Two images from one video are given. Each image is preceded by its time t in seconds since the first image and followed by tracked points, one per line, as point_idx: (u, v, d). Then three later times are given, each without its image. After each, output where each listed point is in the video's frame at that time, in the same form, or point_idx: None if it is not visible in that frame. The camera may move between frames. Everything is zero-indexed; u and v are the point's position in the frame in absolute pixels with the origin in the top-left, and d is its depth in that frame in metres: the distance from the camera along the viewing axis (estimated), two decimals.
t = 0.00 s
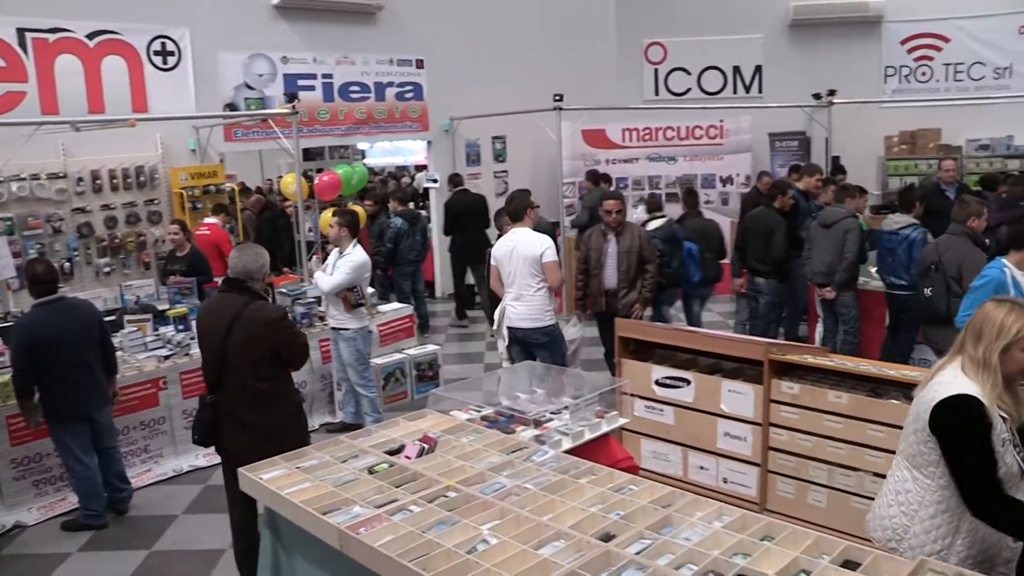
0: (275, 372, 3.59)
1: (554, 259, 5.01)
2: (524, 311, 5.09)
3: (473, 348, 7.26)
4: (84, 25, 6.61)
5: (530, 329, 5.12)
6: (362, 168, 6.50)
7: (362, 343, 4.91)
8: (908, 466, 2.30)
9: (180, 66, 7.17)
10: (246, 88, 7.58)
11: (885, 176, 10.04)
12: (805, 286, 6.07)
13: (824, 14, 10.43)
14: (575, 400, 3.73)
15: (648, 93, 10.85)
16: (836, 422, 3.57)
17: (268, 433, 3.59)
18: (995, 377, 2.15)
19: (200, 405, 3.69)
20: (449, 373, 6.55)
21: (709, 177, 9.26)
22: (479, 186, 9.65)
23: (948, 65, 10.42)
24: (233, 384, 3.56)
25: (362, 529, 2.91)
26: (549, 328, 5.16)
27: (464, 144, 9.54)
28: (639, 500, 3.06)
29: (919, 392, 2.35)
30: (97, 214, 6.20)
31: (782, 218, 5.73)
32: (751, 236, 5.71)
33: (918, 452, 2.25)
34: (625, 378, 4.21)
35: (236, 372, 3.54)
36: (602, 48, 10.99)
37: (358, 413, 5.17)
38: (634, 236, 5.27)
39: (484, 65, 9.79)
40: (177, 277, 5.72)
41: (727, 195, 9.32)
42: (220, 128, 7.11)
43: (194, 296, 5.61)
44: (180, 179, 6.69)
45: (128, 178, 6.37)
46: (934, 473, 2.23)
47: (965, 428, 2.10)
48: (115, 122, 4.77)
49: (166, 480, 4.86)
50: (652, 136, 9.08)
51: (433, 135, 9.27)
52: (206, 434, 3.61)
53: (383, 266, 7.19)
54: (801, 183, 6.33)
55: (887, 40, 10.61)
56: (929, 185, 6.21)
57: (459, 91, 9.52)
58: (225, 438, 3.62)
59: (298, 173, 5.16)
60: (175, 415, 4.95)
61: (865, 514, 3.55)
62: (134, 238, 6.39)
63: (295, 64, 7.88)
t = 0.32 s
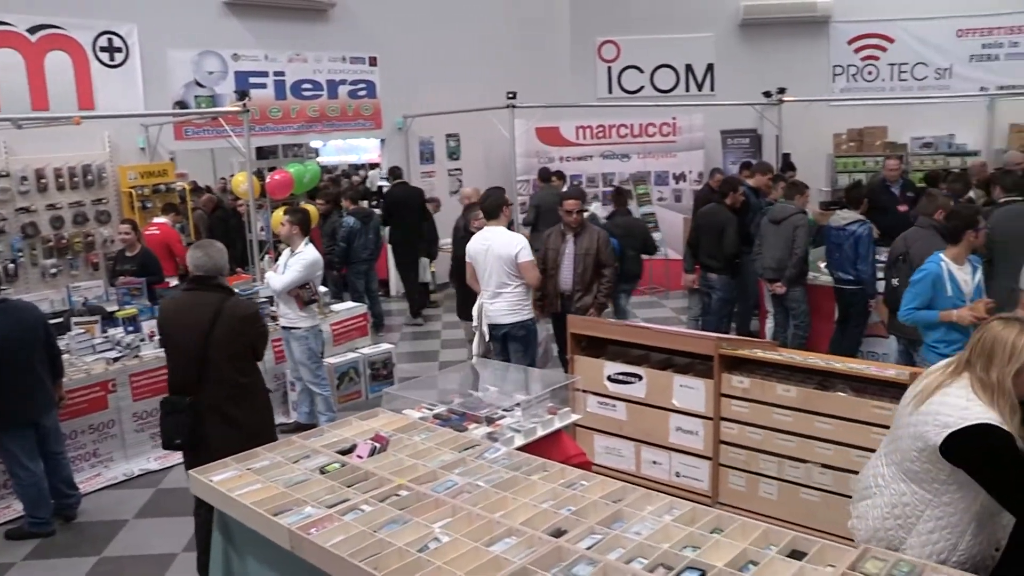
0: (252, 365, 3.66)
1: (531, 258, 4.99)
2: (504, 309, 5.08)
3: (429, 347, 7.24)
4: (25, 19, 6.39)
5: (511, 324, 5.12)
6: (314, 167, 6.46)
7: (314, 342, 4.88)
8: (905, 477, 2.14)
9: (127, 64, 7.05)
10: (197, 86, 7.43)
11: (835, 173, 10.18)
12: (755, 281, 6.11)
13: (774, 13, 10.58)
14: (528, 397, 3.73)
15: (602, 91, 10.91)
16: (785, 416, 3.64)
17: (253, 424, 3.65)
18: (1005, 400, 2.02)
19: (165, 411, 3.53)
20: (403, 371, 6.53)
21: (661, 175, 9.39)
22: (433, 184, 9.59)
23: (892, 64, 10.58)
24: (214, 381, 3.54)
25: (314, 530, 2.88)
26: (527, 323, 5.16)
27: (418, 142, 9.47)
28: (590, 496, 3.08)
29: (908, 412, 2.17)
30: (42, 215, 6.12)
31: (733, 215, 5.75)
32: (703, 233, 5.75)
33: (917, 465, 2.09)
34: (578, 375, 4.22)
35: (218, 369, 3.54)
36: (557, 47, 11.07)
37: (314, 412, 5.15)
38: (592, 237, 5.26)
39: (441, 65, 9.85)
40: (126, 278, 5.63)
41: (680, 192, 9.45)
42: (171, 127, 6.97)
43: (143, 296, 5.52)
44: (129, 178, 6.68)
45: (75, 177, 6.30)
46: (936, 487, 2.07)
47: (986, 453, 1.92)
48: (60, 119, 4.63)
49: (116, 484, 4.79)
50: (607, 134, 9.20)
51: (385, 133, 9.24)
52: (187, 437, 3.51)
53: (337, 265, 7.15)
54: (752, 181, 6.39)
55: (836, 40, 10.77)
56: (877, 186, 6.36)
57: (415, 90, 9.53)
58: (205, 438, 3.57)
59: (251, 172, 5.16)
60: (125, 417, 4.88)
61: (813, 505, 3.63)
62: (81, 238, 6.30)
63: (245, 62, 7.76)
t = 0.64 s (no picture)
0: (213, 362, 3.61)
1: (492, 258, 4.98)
2: (460, 302, 5.07)
3: (383, 346, 7.22)
4: None
5: (465, 318, 5.11)
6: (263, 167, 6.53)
7: (267, 342, 4.85)
8: (878, 484, 2.25)
9: (70, 61, 6.91)
10: (143, 83, 7.29)
11: (782, 170, 10.38)
12: (704, 278, 6.16)
13: (723, 13, 10.83)
14: (477, 395, 3.74)
15: (553, 89, 11.23)
16: (734, 410, 3.69)
17: (216, 423, 3.60)
18: (983, 403, 2.10)
19: (126, 416, 3.40)
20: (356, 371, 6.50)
21: (612, 172, 9.51)
22: (384, 183, 9.72)
23: (838, 64, 10.94)
24: (179, 382, 3.46)
25: (262, 532, 2.85)
26: (478, 319, 5.14)
27: (369, 142, 9.49)
28: (539, 493, 3.09)
29: (882, 414, 2.25)
30: None
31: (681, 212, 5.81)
32: (654, 232, 5.78)
33: (892, 473, 2.19)
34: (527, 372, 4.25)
35: (183, 369, 3.46)
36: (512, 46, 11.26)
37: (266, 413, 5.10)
38: (553, 236, 5.14)
39: (396, 63, 9.84)
40: (73, 279, 5.59)
41: (631, 189, 9.58)
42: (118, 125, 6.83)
43: (88, 298, 5.47)
44: (74, 178, 6.59)
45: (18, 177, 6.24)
46: (910, 494, 2.19)
47: (964, 460, 2.03)
48: None
49: (63, 490, 4.72)
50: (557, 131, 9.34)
51: (338, 133, 9.19)
52: (153, 439, 3.41)
53: (287, 265, 7.09)
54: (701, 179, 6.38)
55: (783, 39, 11.00)
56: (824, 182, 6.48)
57: (366, 89, 9.50)
58: (170, 440, 3.48)
59: (198, 172, 5.12)
60: (71, 422, 4.80)
61: (762, 498, 3.70)
62: (25, 239, 6.23)
63: (194, 60, 7.65)
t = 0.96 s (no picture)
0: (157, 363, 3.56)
1: (447, 257, 5.02)
2: (413, 297, 5.06)
3: (339, 348, 7.20)
4: None
5: (418, 314, 5.09)
6: (212, 169, 6.70)
7: (220, 344, 4.82)
8: (834, 480, 2.30)
9: (14, 60, 6.66)
10: (91, 84, 7.13)
11: (735, 169, 10.54)
12: (657, 277, 6.26)
13: (675, 13, 11.00)
14: (429, 396, 3.75)
15: (506, 89, 11.28)
16: (687, 406, 3.74)
17: (160, 425, 3.55)
18: (935, 393, 2.16)
19: (67, 419, 3.36)
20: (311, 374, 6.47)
21: (565, 172, 9.60)
22: (337, 184, 9.69)
23: (787, 64, 11.18)
24: (120, 384, 3.41)
25: (213, 536, 2.81)
26: (431, 315, 5.13)
27: (321, 142, 9.42)
28: (491, 492, 3.10)
29: (837, 410, 2.30)
30: None
31: (634, 211, 5.85)
32: (607, 231, 5.85)
33: (851, 469, 2.24)
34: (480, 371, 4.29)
35: (124, 370, 3.41)
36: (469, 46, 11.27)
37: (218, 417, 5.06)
38: (509, 239, 5.11)
39: (354, 61, 9.81)
40: (18, 283, 5.49)
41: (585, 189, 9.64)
42: (65, 126, 6.70)
43: (35, 303, 5.25)
44: (19, 180, 6.47)
45: None
46: (867, 490, 2.25)
47: (919, 450, 2.08)
48: None
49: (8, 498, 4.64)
50: (511, 130, 9.43)
51: (289, 133, 9.09)
52: (92, 443, 3.37)
53: (239, 266, 7.04)
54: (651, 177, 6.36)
55: (733, 40, 11.20)
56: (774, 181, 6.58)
57: (320, 90, 9.44)
58: (112, 443, 3.43)
59: (149, 174, 5.11)
60: (17, 429, 4.73)
61: (714, 494, 3.75)
62: None
63: (143, 61, 7.54)
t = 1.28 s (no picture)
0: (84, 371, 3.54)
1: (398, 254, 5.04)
2: (364, 296, 5.06)
3: (293, 351, 7.17)
4: None
5: (372, 313, 5.11)
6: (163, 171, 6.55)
7: (172, 349, 4.81)
8: (786, 474, 2.39)
9: None
10: (34, 86, 6.88)
11: (686, 168, 10.60)
12: (609, 275, 6.30)
13: (626, 14, 11.10)
14: (382, 398, 3.76)
15: (459, 91, 11.28)
16: (639, 404, 3.79)
17: (91, 431, 3.52)
18: (883, 387, 2.23)
19: None
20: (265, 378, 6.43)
21: (519, 172, 9.67)
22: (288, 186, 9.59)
23: (737, 64, 11.33)
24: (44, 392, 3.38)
25: (163, 544, 2.76)
26: (385, 314, 5.14)
27: (274, 144, 9.36)
28: (444, 493, 3.11)
29: (791, 404, 2.36)
30: None
31: (584, 210, 5.93)
32: (558, 230, 5.89)
33: (803, 462, 2.31)
34: (433, 372, 4.31)
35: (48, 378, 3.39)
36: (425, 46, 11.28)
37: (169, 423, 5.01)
38: (456, 244, 4.85)
39: (310, 60, 9.76)
40: None
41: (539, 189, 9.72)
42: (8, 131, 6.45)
43: None
44: None
45: None
46: (817, 484, 2.34)
47: (865, 444, 2.15)
48: None
49: None
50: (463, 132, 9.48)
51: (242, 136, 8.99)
52: (21, 454, 3.34)
53: (189, 273, 6.96)
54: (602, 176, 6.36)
55: (683, 40, 11.32)
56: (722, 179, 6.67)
57: (275, 91, 9.37)
58: (40, 452, 3.40)
59: (97, 178, 5.09)
60: None
61: (667, 491, 3.80)
62: None
63: (89, 62, 7.38)
